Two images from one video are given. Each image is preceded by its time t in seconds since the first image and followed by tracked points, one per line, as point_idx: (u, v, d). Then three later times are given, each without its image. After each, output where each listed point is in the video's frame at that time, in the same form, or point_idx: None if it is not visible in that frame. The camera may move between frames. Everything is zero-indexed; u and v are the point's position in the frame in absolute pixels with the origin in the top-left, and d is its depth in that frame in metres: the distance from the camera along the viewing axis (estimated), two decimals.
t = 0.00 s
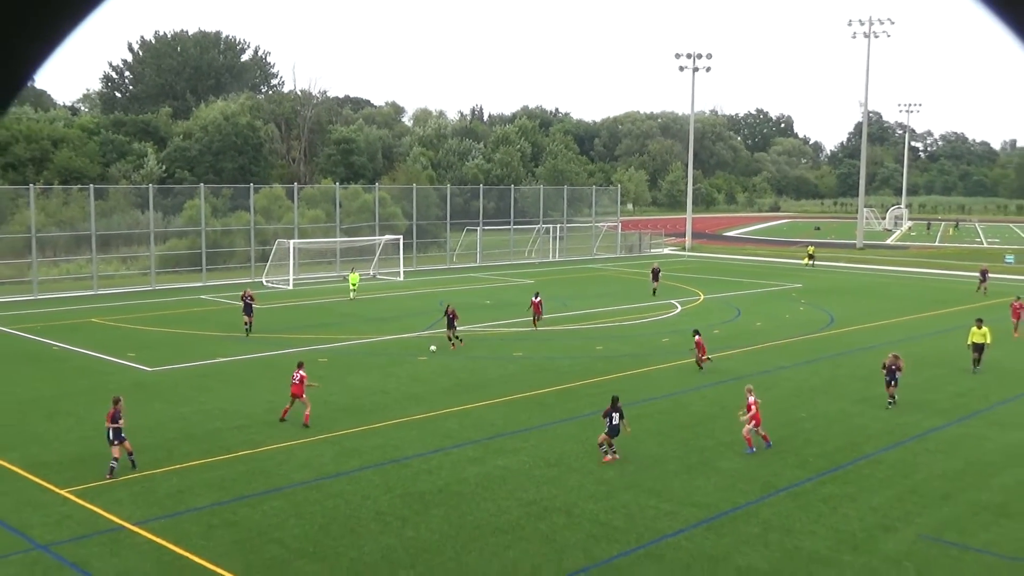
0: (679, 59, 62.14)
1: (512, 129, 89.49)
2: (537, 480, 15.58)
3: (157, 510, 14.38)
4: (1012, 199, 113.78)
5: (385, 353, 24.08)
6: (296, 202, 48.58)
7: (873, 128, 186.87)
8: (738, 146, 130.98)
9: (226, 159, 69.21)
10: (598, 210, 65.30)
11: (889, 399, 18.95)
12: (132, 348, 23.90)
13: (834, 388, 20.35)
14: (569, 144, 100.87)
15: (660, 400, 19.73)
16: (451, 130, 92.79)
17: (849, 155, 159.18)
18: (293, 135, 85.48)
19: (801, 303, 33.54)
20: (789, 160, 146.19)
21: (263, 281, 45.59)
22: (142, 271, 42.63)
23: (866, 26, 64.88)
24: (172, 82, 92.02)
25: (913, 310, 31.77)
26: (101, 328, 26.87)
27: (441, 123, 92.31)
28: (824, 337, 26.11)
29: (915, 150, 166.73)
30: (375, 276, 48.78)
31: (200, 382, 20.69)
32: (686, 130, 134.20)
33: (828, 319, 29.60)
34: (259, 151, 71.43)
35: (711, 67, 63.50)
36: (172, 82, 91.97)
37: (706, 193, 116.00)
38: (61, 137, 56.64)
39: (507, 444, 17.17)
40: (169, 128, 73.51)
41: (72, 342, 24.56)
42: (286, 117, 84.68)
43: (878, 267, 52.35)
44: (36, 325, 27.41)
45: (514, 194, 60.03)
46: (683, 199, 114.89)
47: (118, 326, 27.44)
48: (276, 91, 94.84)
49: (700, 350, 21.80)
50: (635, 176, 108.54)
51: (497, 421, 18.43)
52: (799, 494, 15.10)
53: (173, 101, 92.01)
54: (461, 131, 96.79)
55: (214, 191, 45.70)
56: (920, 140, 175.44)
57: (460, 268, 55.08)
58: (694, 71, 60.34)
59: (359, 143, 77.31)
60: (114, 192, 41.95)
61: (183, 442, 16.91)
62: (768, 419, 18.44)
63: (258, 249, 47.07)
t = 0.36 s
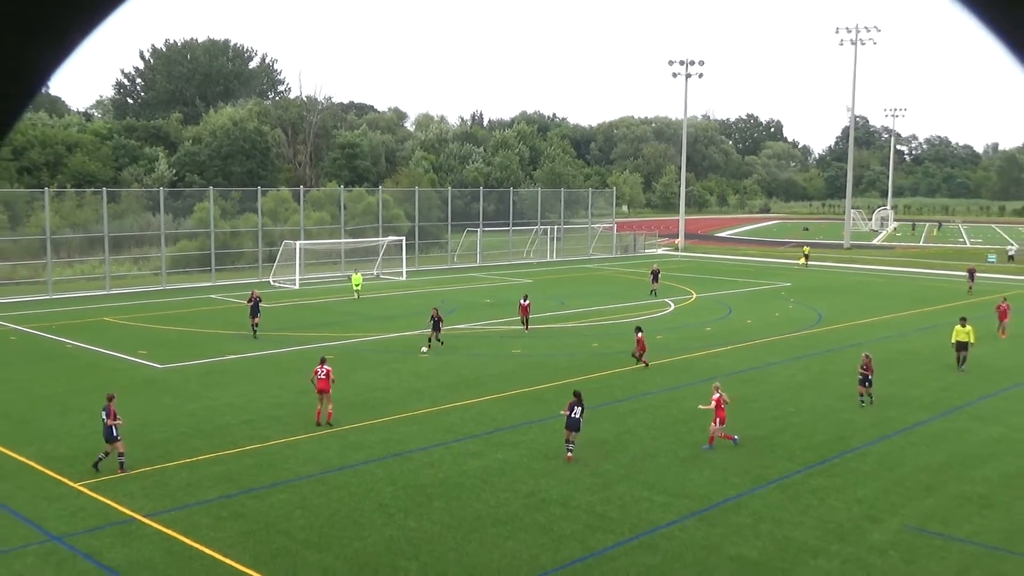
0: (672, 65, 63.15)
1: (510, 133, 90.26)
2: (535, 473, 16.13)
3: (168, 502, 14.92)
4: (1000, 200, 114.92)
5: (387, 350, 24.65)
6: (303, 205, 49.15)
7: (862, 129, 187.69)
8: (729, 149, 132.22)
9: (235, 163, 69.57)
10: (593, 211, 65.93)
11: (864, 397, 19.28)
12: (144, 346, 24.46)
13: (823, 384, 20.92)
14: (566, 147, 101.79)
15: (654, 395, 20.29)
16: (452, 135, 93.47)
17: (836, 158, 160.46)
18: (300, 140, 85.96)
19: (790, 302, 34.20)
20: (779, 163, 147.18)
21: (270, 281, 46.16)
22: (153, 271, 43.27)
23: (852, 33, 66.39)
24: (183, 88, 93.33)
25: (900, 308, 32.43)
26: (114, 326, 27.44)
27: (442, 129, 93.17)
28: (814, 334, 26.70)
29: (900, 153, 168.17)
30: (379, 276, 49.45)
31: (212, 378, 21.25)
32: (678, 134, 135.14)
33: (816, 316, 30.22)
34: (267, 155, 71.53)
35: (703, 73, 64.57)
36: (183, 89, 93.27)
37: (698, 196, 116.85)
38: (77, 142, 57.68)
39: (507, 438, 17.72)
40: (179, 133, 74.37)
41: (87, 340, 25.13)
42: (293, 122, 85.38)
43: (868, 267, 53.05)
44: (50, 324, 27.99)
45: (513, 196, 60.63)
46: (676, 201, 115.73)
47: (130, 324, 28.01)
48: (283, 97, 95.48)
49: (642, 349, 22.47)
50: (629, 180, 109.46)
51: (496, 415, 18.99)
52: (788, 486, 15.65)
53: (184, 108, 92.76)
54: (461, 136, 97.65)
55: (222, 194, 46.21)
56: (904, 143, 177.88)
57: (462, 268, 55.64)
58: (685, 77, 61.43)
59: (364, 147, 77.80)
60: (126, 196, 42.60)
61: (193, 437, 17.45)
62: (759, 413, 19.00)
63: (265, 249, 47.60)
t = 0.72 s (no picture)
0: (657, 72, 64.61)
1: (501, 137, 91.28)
2: (526, 466, 16.70)
3: (169, 495, 15.42)
4: (970, 203, 117.08)
5: (381, 348, 25.21)
6: (300, 207, 49.73)
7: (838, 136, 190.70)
8: (712, 153, 133.90)
9: (234, 167, 70.05)
10: (581, 213, 66.63)
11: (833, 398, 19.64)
12: (147, 344, 24.95)
13: (803, 380, 21.57)
14: (554, 152, 102.89)
15: (640, 391, 20.89)
16: (445, 139, 94.03)
17: (815, 162, 162.51)
18: (297, 144, 86.58)
19: (771, 300, 34.91)
20: (760, 168, 148.86)
21: (268, 281, 46.55)
22: (154, 272, 43.77)
23: (831, 41, 68.54)
24: (183, 94, 93.94)
25: (878, 306, 33.22)
26: (118, 325, 27.92)
27: (436, 132, 93.97)
28: (794, 331, 27.40)
29: (878, 157, 170.33)
30: (374, 276, 50.14)
31: (213, 375, 21.77)
32: (664, 137, 136.33)
33: (796, 314, 30.94)
34: (265, 158, 72.07)
35: (687, 80, 66.22)
36: (183, 95, 93.89)
37: (682, 198, 118.29)
38: (80, 146, 58.11)
39: (498, 432, 18.29)
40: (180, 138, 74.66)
41: (90, 339, 25.62)
42: (290, 127, 85.75)
43: (850, 268, 53.93)
44: (53, 323, 28.45)
45: (504, 199, 61.34)
46: (662, 203, 116.81)
47: (132, 323, 28.49)
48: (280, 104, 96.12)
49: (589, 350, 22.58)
50: (615, 182, 110.51)
51: (488, 411, 19.55)
52: (770, 478, 16.25)
53: (184, 113, 93.31)
54: (454, 140, 97.31)
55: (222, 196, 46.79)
56: (879, 147, 180.90)
57: (455, 268, 56.21)
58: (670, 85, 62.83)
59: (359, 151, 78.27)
60: (128, 198, 43.08)
61: (194, 432, 17.96)
62: (742, 408, 19.60)
63: (263, 251, 48.07)
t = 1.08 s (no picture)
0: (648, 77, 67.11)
1: (496, 139, 92.24)
2: (520, 456, 17.32)
3: (176, 485, 16.00)
4: (949, 204, 118.99)
5: (378, 342, 25.83)
6: (302, 206, 50.48)
7: (823, 136, 192.52)
8: (701, 154, 135.52)
9: (238, 167, 70.62)
10: (574, 213, 67.02)
11: (806, 395, 20.09)
12: (153, 338, 25.54)
13: (788, 373, 22.24)
14: (547, 152, 103.87)
15: (630, 384, 21.54)
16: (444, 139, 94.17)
17: (799, 163, 164.69)
18: (299, 146, 86.81)
19: (757, 296, 35.64)
20: (745, 168, 150.43)
21: (272, 278, 47.03)
22: (161, 268, 44.40)
23: (816, 47, 71.12)
24: (189, 97, 94.88)
25: (861, 302, 34.02)
26: (124, 320, 28.51)
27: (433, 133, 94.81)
28: (780, 326, 28.12)
29: (860, 160, 172.34)
30: (374, 273, 50.94)
31: (218, 368, 22.38)
32: (655, 140, 137.51)
33: (781, 310, 31.67)
34: (269, 159, 73.05)
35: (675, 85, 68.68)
36: (189, 98, 94.84)
37: (671, 198, 119.75)
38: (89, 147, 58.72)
39: (493, 424, 18.92)
40: (185, 139, 74.94)
41: (98, 333, 26.22)
42: (292, 128, 86.05)
43: (837, 265, 54.75)
44: (62, 318, 29.02)
45: (500, 199, 62.01)
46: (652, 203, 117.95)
47: (138, 318, 29.08)
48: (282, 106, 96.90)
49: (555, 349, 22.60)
50: (606, 182, 111.72)
51: (483, 403, 20.19)
52: (755, 467, 16.89)
53: (190, 115, 94.37)
54: (452, 143, 97.30)
55: (227, 196, 47.50)
56: (862, 148, 183.38)
57: (452, 266, 56.66)
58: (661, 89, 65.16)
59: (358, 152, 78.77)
60: (137, 198, 43.64)
61: (199, 423, 18.56)
62: (729, 401, 20.25)
63: (267, 248, 48.66)
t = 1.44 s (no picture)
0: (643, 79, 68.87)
1: (496, 140, 93.26)
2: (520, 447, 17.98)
3: (188, 473, 16.63)
4: (935, 203, 120.55)
5: (382, 336, 26.49)
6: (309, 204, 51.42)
7: (814, 136, 194.20)
8: (693, 155, 137.13)
9: (247, 167, 72.10)
10: (572, 212, 67.85)
11: (795, 391, 20.33)
12: (165, 332, 26.22)
13: (779, 366, 22.92)
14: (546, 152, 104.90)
15: (626, 376, 22.21)
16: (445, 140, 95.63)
17: (788, 164, 166.65)
18: (306, 146, 89.29)
19: (749, 292, 36.39)
20: (737, 169, 151.89)
21: (279, 274, 47.91)
22: (172, 265, 45.34)
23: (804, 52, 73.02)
24: (200, 99, 96.34)
25: (850, 298, 34.78)
26: (136, 315, 29.18)
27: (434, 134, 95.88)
28: (772, 321, 28.83)
29: (847, 159, 173.88)
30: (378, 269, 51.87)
31: (229, 361, 23.03)
32: (649, 142, 138.96)
33: (772, 305, 32.38)
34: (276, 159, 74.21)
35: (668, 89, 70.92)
36: (199, 100, 96.28)
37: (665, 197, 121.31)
38: (104, 147, 59.57)
39: (493, 416, 19.58)
40: (194, 139, 75.55)
41: (112, 327, 26.91)
42: (300, 130, 88.42)
43: (829, 262, 55.61)
44: (77, 312, 29.71)
45: (500, 198, 62.90)
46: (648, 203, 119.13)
47: (150, 312, 29.75)
48: (289, 107, 97.84)
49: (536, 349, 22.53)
50: (603, 182, 112.81)
51: (484, 395, 20.85)
52: (747, 457, 17.55)
53: (200, 117, 96.23)
54: (452, 143, 98.85)
55: (236, 195, 48.38)
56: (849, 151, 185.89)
57: (454, 263, 57.57)
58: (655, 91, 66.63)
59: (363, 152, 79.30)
60: (148, 197, 44.47)
61: (209, 414, 19.22)
62: (722, 393, 20.91)
63: (275, 245, 49.69)
